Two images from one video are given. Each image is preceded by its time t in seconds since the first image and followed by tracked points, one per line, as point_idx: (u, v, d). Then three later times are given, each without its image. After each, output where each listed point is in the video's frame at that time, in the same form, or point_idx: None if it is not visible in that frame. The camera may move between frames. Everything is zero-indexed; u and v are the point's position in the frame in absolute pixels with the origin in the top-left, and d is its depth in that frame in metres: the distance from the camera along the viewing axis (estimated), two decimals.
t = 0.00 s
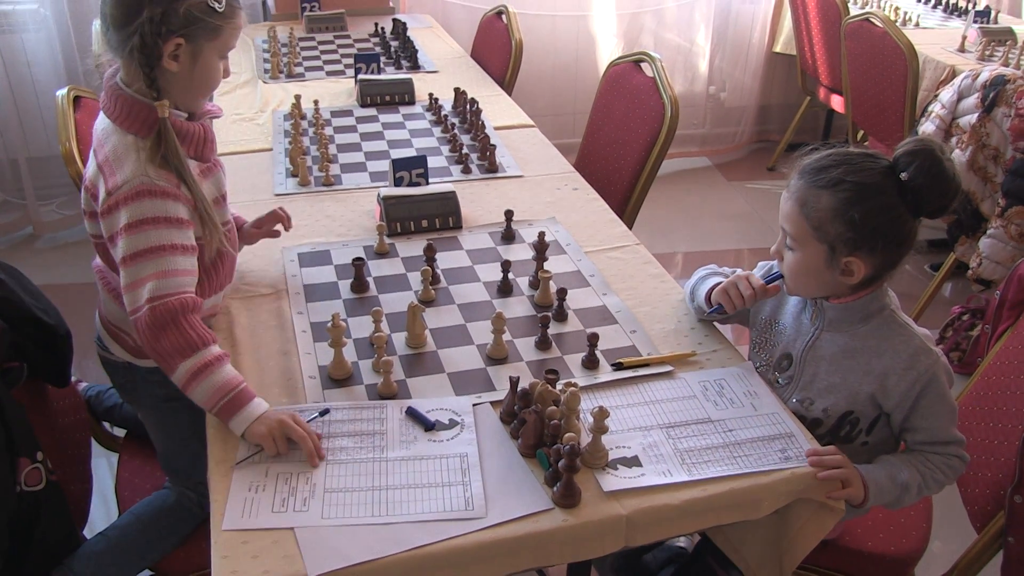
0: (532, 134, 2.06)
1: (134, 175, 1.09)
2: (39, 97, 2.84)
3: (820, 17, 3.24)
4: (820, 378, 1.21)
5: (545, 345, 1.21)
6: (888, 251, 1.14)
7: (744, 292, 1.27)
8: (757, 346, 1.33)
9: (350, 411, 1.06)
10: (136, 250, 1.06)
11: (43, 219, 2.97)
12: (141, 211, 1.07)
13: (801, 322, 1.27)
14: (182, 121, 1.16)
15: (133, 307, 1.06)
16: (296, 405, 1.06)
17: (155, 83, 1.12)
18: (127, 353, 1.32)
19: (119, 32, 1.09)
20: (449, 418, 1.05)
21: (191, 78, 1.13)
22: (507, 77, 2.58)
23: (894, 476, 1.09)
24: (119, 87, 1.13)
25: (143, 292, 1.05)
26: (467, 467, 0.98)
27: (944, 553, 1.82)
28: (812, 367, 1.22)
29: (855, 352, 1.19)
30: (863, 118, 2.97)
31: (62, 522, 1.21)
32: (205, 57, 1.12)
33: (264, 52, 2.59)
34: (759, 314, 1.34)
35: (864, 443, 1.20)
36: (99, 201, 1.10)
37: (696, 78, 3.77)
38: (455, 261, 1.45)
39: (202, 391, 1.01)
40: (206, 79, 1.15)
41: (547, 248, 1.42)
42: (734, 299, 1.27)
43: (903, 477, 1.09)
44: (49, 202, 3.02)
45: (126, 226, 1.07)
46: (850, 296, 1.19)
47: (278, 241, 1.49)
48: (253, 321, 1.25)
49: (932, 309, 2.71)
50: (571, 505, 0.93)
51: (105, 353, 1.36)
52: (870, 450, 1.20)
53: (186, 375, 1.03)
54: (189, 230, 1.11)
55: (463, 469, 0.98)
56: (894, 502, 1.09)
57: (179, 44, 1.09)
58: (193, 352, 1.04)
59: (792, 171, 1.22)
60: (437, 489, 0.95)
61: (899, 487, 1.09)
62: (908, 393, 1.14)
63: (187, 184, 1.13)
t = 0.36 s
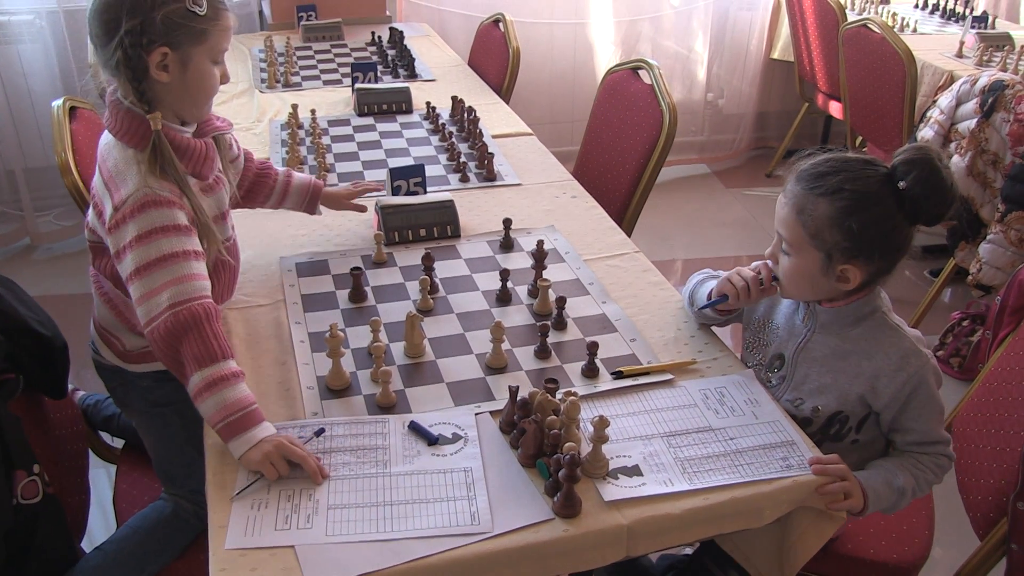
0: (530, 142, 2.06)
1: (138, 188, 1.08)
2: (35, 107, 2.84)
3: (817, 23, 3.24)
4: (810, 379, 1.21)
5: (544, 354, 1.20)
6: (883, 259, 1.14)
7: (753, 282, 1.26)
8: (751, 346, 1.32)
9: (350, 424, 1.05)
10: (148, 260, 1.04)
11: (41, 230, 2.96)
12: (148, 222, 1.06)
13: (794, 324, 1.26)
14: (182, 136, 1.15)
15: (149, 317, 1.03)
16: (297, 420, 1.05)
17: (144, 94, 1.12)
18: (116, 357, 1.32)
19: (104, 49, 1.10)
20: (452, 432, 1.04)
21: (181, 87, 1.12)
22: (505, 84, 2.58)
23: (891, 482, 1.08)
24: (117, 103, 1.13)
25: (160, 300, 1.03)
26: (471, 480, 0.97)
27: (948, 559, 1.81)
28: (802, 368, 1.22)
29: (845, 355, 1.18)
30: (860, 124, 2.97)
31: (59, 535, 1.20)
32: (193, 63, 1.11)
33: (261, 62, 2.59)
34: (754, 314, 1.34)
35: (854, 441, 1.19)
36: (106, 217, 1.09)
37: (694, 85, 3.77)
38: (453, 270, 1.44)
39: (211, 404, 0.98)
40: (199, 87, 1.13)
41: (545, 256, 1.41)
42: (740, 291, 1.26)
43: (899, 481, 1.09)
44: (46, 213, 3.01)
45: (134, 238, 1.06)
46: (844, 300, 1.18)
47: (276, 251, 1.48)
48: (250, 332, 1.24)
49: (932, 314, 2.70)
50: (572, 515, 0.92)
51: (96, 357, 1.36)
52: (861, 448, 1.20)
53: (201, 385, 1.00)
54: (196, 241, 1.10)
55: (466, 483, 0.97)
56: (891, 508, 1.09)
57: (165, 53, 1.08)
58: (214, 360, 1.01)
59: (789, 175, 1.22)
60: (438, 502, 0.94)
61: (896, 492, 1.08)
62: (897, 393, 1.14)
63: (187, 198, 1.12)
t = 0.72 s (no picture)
0: (533, 138, 2.05)
1: (138, 186, 1.07)
2: (37, 101, 2.83)
3: (822, 21, 3.23)
4: (798, 366, 1.23)
5: (546, 352, 1.19)
6: (876, 249, 1.16)
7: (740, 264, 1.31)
8: (743, 334, 1.36)
9: (351, 422, 1.04)
10: (145, 258, 1.04)
11: (42, 225, 2.95)
12: (147, 220, 1.06)
13: (783, 313, 1.29)
14: (186, 134, 1.14)
15: (147, 314, 1.03)
16: (297, 418, 1.04)
17: (144, 93, 1.11)
18: (116, 349, 1.30)
19: (108, 48, 1.10)
20: (455, 430, 1.04)
21: (183, 86, 1.11)
22: (508, 81, 2.57)
23: (886, 482, 1.10)
24: (125, 101, 1.13)
25: (157, 299, 1.02)
26: (474, 480, 0.96)
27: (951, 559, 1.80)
28: (789, 356, 1.25)
29: (833, 344, 1.20)
30: (864, 122, 2.95)
31: (59, 531, 1.20)
32: (194, 62, 1.10)
33: (263, 57, 2.58)
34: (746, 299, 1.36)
35: (841, 430, 1.21)
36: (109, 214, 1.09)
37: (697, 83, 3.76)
38: (455, 267, 1.43)
39: (209, 403, 0.98)
40: (203, 85, 1.12)
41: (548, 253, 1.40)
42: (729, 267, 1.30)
43: (893, 480, 1.11)
44: (48, 208, 3.00)
45: (133, 235, 1.05)
46: (833, 290, 1.20)
47: (278, 247, 1.48)
48: (251, 329, 1.23)
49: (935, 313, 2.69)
50: (574, 515, 0.91)
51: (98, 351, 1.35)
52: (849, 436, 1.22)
53: (198, 384, 0.99)
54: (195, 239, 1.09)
55: (469, 483, 0.96)
56: (888, 507, 1.10)
57: (163, 53, 1.07)
58: (210, 360, 1.00)
59: (779, 165, 1.22)
60: (439, 501, 0.93)
61: (891, 490, 1.10)
62: (882, 382, 1.15)
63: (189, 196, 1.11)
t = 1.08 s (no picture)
0: (532, 136, 2.04)
1: (140, 179, 1.06)
2: (35, 97, 2.82)
3: (822, 19, 3.22)
4: (780, 357, 1.24)
5: (545, 350, 1.19)
6: (852, 237, 1.16)
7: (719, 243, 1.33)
8: (729, 324, 1.36)
9: (349, 420, 1.04)
10: (144, 254, 1.02)
11: (40, 222, 2.94)
12: (148, 214, 1.04)
13: (766, 303, 1.29)
14: (190, 131, 1.13)
15: (141, 311, 1.01)
16: (296, 416, 1.04)
17: (148, 88, 1.10)
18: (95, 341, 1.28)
19: (116, 42, 1.09)
20: (453, 429, 1.03)
21: (189, 83, 1.10)
22: (508, 79, 2.57)
23: (880, 477, 1.10)
24: (128, 94, 1.11)
25: (152, 296, 1.01)
26: (473, 478, 0.96)
27: (947, 556, 1.80)
28: (773, 347, 1.25)
29: (815, 333, 1.21)
30: (864, 120, 2.95)
31: (56, 530, 1.19)
32: (201, 60, 1.09)
33: (263, 54, 2.57)
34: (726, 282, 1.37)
35: (824, 420, 1.21)
36: (109, 208, 1.07)
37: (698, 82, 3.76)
38: (454, 264, 1.43)
39: (204, 404, 0.97)
40: (209, 84, 1.11)
41: (548, 251, 1.40)
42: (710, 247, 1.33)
43: (887, 472, 1.11)
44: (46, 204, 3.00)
45: (133, 230, 1.04)
46: (809, 280, 1.21)
47: (276, 245, 1.47)
48: (250, 328, 1.23)
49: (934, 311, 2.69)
50: (573, 514, 0.91)
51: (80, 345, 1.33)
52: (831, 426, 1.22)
53: (193, 385, 0.99)
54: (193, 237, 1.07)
55: (468, 481, 0.96)
56: (882, 500, 1.11)
57: (169, 48, 1.06)
58: (204, 361, 0.99)
59: (756, 158, 1.24)
60: (438, 500, 0.93)
61: (885, 483, 1.10)
62: (862, 371, 1.16)
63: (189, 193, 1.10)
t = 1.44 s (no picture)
0: (531, 135, 2.04)
1: (150, 211, 0.98)
2: (35, 96, 2.82)
3: (822, 18, 3.23)
4: (760, 347, 1.26)
5: (544, 349, 1.19)
6: (835, 234, 1.19)
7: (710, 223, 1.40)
8: (715, 315, 1.39)
9: (347, 419, 1.04)
10: (133, 289, 0.96)
11: (40, 220, 2.94)
12: (150, 251, 0.97)
13: (750, 294, 1.32)
14: (215, 175, 1.06)
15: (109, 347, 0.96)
16: (294, 416, 1.04)
17: (183, 142, 1.03)
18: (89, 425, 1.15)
19: (148, 91, 1.02)
20: (451, 428, 1.04)
21: (222, 136, 1.05)
22: (506, 77, 2.57)
23: (868, 476, 1.11)
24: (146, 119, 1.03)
25: (127, 335, 0.95)
26: (472, 478, 0.96)
27: (945, 555, 1.80)
28: (753, 337, 1.28)
29: (791, 326, 1.23)
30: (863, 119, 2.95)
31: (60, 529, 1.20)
32: (237, 114, 1.04)
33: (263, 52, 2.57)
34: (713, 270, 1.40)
35: (803, 412, 1.23)
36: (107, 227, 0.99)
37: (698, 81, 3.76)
38: (453, 264, 1.43)
39: (195, 433, 0.97)
40: (242, 138, 1.07)
41: (547, 250, 1.40)
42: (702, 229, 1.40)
43: (874, 470, 1.12)
44: (46, 203, 2.99)
45: (127, 262, 0.96)
46: (789, 274, 1.24)
47: (275, 244, 1.47)
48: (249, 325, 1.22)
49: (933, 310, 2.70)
50: (571, 514, 0.91)
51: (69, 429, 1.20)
52: (810, 419, 1.23)
53: (173, 421, 0.98)
54: (190, 281, 1.01)
55: (466, 481, 0.96)
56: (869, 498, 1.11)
57: (207, 104, 1.01)
58: (174, 396, 0.98)
59: (745, 150, 1.25)
60: (437, 500, 0.93)
61: (871, 480, 1.11)
62: (834, 364, 1.17)
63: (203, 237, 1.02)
